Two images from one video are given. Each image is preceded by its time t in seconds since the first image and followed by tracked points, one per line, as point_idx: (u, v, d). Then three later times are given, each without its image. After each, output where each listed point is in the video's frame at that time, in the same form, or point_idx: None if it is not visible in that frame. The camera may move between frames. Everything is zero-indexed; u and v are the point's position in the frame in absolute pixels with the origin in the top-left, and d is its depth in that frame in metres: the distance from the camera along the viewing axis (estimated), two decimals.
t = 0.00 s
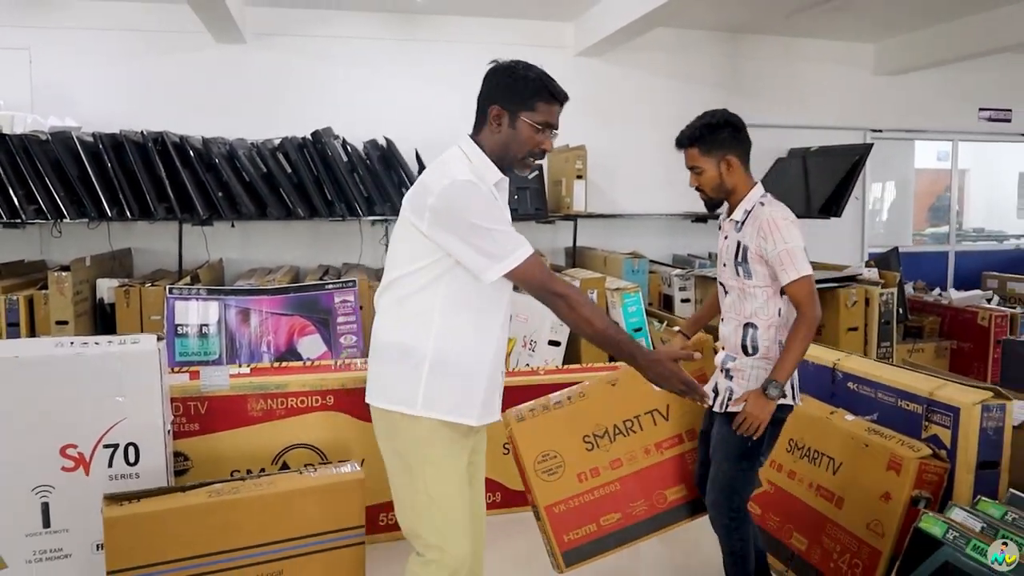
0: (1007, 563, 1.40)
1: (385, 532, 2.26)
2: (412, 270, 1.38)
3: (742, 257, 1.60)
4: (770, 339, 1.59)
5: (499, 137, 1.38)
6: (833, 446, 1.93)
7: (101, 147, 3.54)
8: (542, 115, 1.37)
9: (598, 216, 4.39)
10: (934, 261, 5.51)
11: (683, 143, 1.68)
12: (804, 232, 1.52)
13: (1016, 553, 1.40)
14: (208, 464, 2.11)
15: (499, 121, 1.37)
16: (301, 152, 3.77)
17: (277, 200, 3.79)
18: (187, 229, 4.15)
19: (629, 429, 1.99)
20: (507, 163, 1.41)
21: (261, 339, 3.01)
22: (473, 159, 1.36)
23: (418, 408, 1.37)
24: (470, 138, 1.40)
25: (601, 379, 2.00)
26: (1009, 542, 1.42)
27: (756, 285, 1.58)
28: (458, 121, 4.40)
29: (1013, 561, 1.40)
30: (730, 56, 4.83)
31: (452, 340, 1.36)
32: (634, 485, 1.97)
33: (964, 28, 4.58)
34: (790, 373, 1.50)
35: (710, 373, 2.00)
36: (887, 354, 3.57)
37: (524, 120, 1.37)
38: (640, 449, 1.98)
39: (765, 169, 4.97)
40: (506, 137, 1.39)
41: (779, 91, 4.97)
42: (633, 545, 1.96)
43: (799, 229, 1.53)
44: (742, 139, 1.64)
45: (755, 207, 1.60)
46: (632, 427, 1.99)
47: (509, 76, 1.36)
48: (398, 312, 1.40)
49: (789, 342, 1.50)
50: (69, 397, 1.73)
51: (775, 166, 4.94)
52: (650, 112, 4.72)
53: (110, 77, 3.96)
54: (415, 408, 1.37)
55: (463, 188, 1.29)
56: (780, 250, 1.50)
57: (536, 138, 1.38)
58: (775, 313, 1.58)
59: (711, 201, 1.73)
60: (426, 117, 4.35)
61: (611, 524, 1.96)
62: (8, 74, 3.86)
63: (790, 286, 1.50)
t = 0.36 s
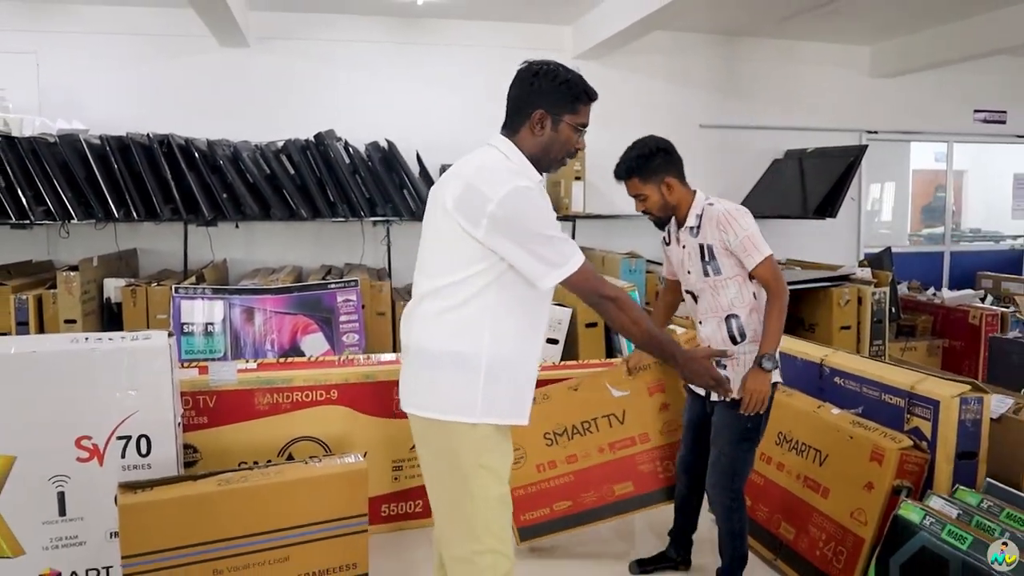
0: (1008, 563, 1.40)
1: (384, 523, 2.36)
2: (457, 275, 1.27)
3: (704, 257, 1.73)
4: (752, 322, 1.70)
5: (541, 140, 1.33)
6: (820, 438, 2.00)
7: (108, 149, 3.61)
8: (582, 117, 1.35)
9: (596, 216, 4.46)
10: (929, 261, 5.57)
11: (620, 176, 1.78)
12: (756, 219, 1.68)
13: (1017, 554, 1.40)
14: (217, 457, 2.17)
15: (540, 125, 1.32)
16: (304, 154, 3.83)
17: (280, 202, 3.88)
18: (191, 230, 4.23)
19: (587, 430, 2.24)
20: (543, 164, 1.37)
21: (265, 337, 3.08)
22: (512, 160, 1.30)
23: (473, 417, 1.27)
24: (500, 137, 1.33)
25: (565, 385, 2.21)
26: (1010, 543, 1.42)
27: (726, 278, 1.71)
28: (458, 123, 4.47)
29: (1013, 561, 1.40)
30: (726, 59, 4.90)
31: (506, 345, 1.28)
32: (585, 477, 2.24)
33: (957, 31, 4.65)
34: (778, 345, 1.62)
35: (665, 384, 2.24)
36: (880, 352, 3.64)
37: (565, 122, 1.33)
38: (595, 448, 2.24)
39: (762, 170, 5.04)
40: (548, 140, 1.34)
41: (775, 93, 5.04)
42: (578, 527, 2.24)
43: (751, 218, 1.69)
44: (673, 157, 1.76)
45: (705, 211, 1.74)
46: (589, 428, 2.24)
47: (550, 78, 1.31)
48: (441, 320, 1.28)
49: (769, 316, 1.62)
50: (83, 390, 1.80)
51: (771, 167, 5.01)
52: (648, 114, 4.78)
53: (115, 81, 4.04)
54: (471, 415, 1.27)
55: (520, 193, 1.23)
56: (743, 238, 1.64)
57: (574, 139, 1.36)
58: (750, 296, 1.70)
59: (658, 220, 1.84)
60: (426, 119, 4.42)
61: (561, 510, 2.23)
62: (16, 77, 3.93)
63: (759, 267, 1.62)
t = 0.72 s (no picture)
0: (1007, 563, 1.40)
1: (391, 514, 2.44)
2: (503, 278, 1.27)
3: (657, 267, 1.87)
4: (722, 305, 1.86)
5: (569, 134, 1.34)
6: (813, 431, 2.07)
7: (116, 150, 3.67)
8: (612, 108, 1.33)
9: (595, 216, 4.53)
10: (925, 261, 5.64)
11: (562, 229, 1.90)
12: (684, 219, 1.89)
13: (1017, 553, 1.40)
14: (229, 451, 2.23)
15: (565, 119, 1.34)
16: (308, 154, 3.89)
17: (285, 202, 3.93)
18: (196, 229, 4.29)
19: (579, 442, 2.43)
20: (578, 159, 1.37)
21: (270, 336, 3.14)
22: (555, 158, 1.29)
23: (518, 420, 1.29)
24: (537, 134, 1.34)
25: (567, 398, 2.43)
26: (1010, 542, 1.42)
27: (685, 277, 1.85)
28: (458, 124, 4.54)
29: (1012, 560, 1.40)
30: (723, 61, 4.96)
31: (548, 346, 1.29)
32: (568, 481, 2.42)
33: (952, 33, 4.71)
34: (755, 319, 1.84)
35: (656, 419, 2.46)
36: (875, 349, 3.70)
37: (590, 115, 1.32)
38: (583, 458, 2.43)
39: (759, 171, 5.10)
40: (577, 134, 1.34)
41: (772, 95, 5.10)
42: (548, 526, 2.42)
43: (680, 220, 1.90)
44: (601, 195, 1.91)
45: (643, 230, 1.90)
46: (582, 441, 2.44)
47: (570, 71, 1.33)
48: (487, 322, 1.28)
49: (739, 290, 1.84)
50: (101, 384, 1.86)
51: (768, 168, 5.08)
52: (646, 115, 4.84)
53: (120, 82, 4.10)
54: (519, 418, 1.29)
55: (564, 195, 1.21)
56: (687, 235, 1.83)
57: (608, 131, 1.34)
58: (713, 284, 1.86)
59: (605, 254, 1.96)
60: (426, 119, 4.48)
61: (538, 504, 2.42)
62: (23, 79, 3.99)
63: (709, 254, 1.81)
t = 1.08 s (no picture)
0: (1007, 562, 1.42)
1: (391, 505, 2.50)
2: (492, 269, 1.33)
3: (636, 261, 1.95)
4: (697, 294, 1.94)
5: (575, 123, 1.35)
6: (801, 423, 2.12)
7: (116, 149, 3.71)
8: (616, 95, 1.34)
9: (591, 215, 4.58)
10: (918, 259, 5.70)
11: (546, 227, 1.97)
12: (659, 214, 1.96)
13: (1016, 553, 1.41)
14: (231, 444, 2.27)
15: (571, 109, 1.35)
16: (307, 154, 3.94)
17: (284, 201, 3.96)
18: (196, 227, 4.33)
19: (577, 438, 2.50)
20: (585, 150, 1.37)
21: (270, 332, 3.18)
22: (553, 152, 1.34)
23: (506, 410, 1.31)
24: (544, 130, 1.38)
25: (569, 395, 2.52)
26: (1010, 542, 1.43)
27: (662, 269, 1.93)
28: (456, 123, 4.58)
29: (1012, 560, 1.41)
30: (718, 61, 5.01)
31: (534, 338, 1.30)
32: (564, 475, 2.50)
33: (945, 34, 4.77)
34: (721, 310, 1.90)
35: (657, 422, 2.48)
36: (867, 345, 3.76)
37: (596, 103, 1.33)
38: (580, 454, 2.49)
39: (754, 170, 5.15)
40: (582, 123, 1.35)
41: (766, 94, 5.15)
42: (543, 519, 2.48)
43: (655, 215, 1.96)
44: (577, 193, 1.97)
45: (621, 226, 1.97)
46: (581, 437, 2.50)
47: (573, 63, 1.35)
48: (483, 313, 1.34)
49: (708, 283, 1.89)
50: (106, 377, 1.91)
51: (762, 167, 5.13)
52: (642, 115, 4.89)
53: (121, 82, 4.14)
54: (508, 411, 1.31)
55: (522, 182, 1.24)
56: (661, 229, 1.90)
57: (613, 119, 1.35)
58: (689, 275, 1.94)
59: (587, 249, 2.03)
60: (424, 119, 4.53)
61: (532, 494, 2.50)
62: (24, 79, 4.03)
63: (682, 247, 1.87)
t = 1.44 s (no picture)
0: (1007, 562, 1.37)
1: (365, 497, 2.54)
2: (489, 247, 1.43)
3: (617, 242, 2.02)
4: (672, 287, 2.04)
5: (592, 119, 1.40)
6: (767, 412, 2.17)
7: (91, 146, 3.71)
8: (633, 95, 1.40)
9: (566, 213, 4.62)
10: (887, 256, 5.79)
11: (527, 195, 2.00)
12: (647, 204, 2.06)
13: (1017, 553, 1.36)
14: (206, 438, 2.29)
15: (591, 105, 1.39)
16: (282, 151, 3.97)
17: (259, 198, 3.96)
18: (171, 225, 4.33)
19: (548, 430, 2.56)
20: (598, 145, 1.42)
21: (245, 329, 3.19)
22: (552, 141, 1.39)
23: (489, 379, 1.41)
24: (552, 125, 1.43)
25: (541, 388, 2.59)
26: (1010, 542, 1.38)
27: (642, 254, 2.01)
28: (432, 122, 4.61)
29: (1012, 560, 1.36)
30: (691, 60, 5.08)
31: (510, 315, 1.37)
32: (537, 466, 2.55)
33: (914, 35, 4.86)
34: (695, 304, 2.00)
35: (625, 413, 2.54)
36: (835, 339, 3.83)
37: (616, 102, 1.39)
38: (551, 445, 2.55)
39: (727, 168, 5.22)
40: (599, 119, 1.40)
41: (739, 94, 5.22)
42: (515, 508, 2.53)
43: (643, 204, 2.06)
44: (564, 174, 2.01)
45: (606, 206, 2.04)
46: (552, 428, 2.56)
47: (598, 61, 1.39)
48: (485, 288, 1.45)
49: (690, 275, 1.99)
50: (82, 370, 1.92)
51: (735, 165, 5.20)
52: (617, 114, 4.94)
53: (94, 79, 4.12)
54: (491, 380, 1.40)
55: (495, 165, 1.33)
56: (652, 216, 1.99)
57: (627, 117, 1.41)
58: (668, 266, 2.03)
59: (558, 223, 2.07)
60: (400, 117, 4.55)
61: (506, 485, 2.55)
62: None
63: (669, 237, 1.96)
